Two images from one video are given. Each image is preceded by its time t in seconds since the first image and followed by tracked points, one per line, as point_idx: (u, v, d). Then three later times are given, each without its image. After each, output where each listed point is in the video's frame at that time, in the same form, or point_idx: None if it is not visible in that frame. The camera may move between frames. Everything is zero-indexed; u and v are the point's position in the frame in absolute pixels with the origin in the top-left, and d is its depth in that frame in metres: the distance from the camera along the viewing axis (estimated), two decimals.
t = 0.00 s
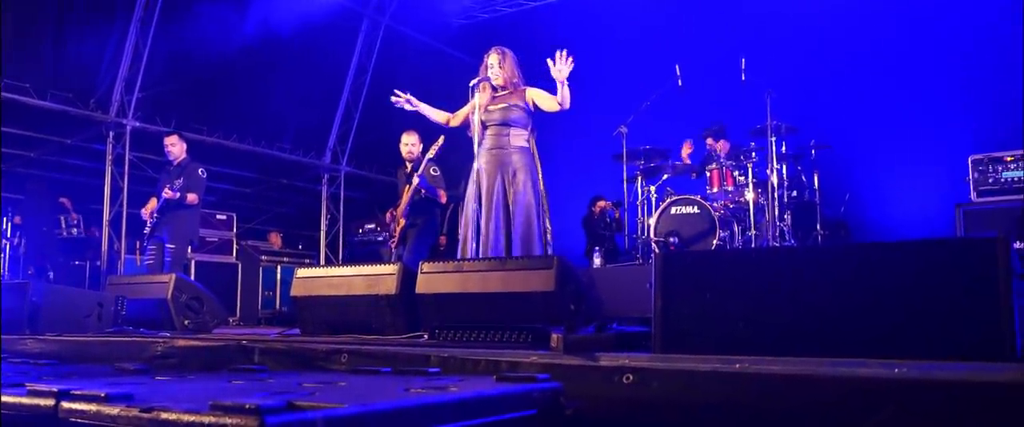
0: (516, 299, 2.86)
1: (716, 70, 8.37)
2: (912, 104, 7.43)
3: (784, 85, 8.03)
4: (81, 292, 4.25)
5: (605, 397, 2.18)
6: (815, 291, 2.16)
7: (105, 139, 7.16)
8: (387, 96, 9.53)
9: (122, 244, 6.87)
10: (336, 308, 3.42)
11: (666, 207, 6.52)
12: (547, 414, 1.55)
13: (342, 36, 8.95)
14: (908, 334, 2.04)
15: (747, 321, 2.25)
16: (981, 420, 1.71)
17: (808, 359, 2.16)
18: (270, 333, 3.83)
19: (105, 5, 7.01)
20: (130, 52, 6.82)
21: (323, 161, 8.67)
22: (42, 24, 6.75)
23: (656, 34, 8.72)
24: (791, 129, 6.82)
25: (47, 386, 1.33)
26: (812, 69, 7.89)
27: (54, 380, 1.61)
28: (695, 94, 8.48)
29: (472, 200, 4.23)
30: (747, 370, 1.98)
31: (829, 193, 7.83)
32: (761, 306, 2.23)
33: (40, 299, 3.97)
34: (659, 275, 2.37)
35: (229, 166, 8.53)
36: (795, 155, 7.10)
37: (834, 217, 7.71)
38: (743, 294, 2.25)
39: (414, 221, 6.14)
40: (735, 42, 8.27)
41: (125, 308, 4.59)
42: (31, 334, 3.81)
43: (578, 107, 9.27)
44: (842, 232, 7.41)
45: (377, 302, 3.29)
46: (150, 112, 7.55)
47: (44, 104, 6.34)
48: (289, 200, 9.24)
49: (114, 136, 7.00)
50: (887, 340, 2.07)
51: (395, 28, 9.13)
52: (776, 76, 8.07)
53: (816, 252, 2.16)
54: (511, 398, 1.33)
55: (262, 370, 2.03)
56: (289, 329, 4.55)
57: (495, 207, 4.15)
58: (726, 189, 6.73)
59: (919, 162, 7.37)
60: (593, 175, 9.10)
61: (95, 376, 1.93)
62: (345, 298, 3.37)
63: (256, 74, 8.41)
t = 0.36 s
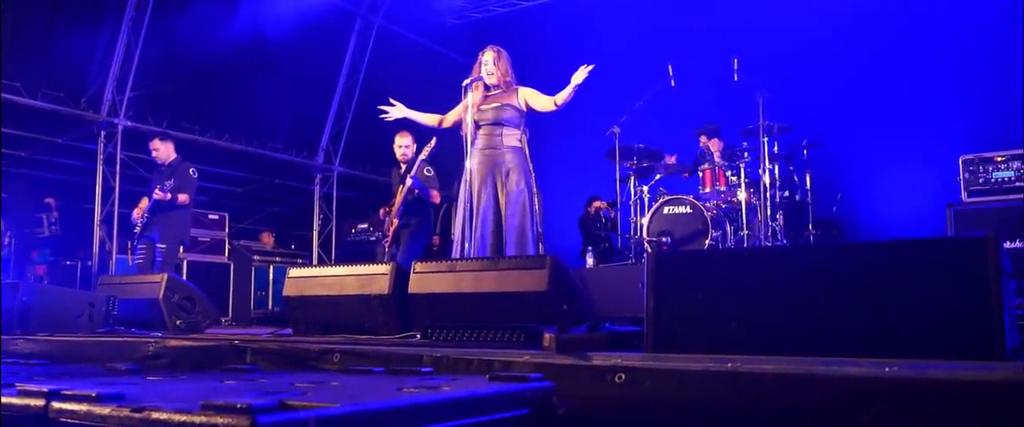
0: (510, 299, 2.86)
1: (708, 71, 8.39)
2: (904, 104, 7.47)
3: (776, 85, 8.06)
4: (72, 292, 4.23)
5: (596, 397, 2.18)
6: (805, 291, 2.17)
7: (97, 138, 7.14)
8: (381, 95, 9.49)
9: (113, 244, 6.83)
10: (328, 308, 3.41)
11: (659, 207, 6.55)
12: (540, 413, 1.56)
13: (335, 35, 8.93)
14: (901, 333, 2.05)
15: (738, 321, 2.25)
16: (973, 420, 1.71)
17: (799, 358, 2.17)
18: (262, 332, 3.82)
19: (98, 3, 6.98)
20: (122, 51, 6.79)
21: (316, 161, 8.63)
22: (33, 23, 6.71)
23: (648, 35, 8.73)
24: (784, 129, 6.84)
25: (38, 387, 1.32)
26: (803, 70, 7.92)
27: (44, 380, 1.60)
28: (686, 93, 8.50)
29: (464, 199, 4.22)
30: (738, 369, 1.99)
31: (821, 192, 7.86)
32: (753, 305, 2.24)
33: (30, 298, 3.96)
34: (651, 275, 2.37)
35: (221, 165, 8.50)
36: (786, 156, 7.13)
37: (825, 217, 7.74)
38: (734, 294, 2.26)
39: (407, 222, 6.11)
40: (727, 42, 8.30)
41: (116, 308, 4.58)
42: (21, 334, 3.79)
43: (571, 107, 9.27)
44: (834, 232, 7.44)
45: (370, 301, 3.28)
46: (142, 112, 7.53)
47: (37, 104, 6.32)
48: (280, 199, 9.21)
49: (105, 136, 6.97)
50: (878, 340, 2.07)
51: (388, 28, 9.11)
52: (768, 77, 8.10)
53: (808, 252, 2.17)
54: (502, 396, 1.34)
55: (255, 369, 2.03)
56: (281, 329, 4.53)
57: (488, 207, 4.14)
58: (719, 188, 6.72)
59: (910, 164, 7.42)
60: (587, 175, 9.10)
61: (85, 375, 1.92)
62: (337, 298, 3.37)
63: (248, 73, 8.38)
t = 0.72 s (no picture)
0: (504, 299, 2.86)
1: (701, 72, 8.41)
2: (895, 106, 7.47)
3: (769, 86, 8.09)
4: (64, 293, 4.21)
5: (588, 397, 2.19)
6: (796, 292, 2.18)
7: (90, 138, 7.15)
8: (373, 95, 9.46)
9: (106, 244, 6.81)
10: (321, 308, 3.41)
11: (652, 207, 6.59)
12: (532, 413, 1.56)
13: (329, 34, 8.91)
14: (895, 332, 2.05)
15: (730, 322, 2.26)
16: (967, 420, 1.71)
17: (790, 358, 2.18)
18: (255, 333, 3.81)
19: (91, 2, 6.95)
20: (115, 50, 6.77)
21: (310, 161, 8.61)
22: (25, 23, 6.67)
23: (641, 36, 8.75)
24: (777, 130, 6.86)
25: (29, 386, 1.32)
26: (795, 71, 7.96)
27: (34, 381, 1.60)
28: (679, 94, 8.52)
29: (457, 200, 4.23)
30: (729, 369, 2.00)
31: (813, 194, 7.89)
32: (744, 306, 2.25)
33: (22, 299, 3.94)
34: (643, 275, 2.38)
35: (214, 165, 8.47)
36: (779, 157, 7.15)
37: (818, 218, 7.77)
38: (726, 294, 2.27)
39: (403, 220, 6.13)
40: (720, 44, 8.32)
41: (108, 308, 4.57)
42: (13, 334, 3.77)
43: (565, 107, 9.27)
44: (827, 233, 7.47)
45: (363, 301, 3.28)
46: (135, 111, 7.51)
47: (29, 103, 6.31)
48: (273, 199, 9.18)
49: (98, 135, 6.95)
50: (869, 341, 2.08)
51: (382, 28, 9.10)
52: (761, 78, 8.13)
53: (799, 253, 2.18)
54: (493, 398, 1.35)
55: (246, 369, 2.03)
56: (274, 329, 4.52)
57: (481, 208, 4.15)
58: (711, 190, 6.73)
59: (901, 165, 7.45)
60: (582, 176, 9.11)
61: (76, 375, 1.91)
62: (330, 298, 3.36)
63: (240, 73, 8.37)
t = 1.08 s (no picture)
0: (496, 300, 2.87)
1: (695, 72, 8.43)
2: (887, 107, 7.49)
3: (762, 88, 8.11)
4: (55, 292, 4.20)
5: (581, 398, 2.19)
6: (787, 293, 2.19)
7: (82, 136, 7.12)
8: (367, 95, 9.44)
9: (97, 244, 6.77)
10: (314, 308, 3.41)
11: (645, 208, 6.63)
12: (523, 413, 1.57)
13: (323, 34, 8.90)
14: (885, 332, 2.07)
15: (721, 322, 2.27)
16: (959, 421, 1.72)
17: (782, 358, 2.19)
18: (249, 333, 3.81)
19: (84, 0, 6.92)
20: (108, 49, 6.74)
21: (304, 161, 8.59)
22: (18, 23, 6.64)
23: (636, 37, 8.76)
24: (770, 131, 6.88)
25: (20, 386, 1.32)
26: (788, 72, 7.98)
27: (25, 381, 1.59)
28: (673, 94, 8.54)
29: (451, 200, 4.23)
30: (721, 369, 2.00)
31: (806, 194, 7.92)
32: (736, 307, 2.25)
33: (13, 298, 3.93)
34: (635, 276, 2.39)
35: (208, 164, 8.44)
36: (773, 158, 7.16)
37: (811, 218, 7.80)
38: (718, 295, 2.28)
39: (397, 218, 6.16)
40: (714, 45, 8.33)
41: (100, 308, 4.55)
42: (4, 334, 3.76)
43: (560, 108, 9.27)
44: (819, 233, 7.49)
45: (356, 302, 3.28)
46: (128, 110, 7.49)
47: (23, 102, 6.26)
48: (266, 198, 9.16)
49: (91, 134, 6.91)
50: (861, 341, 2.09)
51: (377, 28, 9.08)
52: (755, 79, 8.14)
53: (790, 254, 2.19)
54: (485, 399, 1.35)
55: (239, 370, 2.02)
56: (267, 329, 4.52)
57: (475, 208, 4.15)
58: (705, 190, 6.72)
59: (893, 166, 7.47)
60: (577, 176, 9.12)
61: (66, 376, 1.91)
62: (324, 298, 3.37)
63: (233, 72, 8.34)
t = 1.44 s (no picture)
0: (490, 298, 2.87)
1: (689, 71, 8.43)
2: (881, 106, 7.51)
3: (757, 87, 8.12)
4: (48, 290, 4.17)
5: (574, 396, 2.19)
6: (781, 292, 2.20)
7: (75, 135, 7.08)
8: (362, 94, 9.43)
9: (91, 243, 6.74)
10: (308, 307, 3.40)
11: (640, 207, 6.66)
12: (517, 411, 1.57)
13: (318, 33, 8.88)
14: (878, 332, 2.07)
15: (716, 322, 2.27)
16: (952, 420, 1.73)
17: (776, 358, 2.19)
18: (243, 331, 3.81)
19: None
20: (102, 46, 6.72)
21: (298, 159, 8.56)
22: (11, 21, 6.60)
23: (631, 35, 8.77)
24: (764, 130, 6.89)
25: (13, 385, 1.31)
26: (783, 71, 7.99)
27: (19, 380, 1.59)
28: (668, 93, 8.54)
29: (446, 199, 4.24)
30: (715, 368, 2.01)
31: (800, 193, 7.94)
32: (731, 307, 2.26)
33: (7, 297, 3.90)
34: (629, 275, 2.39)
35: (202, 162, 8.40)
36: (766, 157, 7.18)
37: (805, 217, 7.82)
38: (712, 294, 2.28)
39: (392, 216, 6.30)
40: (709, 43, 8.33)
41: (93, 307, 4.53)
42: None
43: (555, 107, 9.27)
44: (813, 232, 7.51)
45: (350, 300, 3.28)
46: (122, 108, 7.48)
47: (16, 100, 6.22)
48: (259, 197, 9.13)
49: (85, 132, 6.88)
50: (855, 340, 2.10)
51: (371, 27, 9.07)
52: (750, 78, 8.15)
53: (785, 254, 2.20)
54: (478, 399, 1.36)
55: (234, 368, 2.02)
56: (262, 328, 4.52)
57: (470, 207, 4.16)
58: (699, 189, 6.67)
59: (886, 166, 7.49)
60: (572, 175, 9.12)
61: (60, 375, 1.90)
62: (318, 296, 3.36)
63: (227, 70, 8.31)
